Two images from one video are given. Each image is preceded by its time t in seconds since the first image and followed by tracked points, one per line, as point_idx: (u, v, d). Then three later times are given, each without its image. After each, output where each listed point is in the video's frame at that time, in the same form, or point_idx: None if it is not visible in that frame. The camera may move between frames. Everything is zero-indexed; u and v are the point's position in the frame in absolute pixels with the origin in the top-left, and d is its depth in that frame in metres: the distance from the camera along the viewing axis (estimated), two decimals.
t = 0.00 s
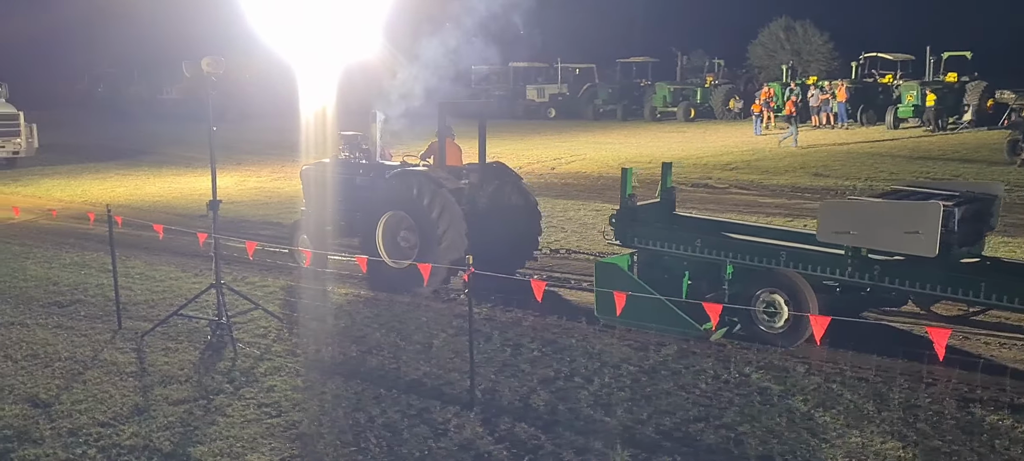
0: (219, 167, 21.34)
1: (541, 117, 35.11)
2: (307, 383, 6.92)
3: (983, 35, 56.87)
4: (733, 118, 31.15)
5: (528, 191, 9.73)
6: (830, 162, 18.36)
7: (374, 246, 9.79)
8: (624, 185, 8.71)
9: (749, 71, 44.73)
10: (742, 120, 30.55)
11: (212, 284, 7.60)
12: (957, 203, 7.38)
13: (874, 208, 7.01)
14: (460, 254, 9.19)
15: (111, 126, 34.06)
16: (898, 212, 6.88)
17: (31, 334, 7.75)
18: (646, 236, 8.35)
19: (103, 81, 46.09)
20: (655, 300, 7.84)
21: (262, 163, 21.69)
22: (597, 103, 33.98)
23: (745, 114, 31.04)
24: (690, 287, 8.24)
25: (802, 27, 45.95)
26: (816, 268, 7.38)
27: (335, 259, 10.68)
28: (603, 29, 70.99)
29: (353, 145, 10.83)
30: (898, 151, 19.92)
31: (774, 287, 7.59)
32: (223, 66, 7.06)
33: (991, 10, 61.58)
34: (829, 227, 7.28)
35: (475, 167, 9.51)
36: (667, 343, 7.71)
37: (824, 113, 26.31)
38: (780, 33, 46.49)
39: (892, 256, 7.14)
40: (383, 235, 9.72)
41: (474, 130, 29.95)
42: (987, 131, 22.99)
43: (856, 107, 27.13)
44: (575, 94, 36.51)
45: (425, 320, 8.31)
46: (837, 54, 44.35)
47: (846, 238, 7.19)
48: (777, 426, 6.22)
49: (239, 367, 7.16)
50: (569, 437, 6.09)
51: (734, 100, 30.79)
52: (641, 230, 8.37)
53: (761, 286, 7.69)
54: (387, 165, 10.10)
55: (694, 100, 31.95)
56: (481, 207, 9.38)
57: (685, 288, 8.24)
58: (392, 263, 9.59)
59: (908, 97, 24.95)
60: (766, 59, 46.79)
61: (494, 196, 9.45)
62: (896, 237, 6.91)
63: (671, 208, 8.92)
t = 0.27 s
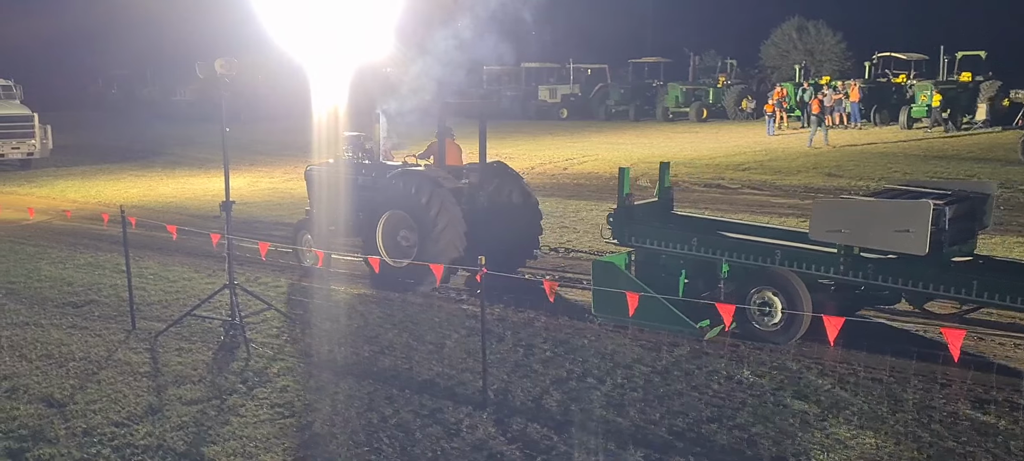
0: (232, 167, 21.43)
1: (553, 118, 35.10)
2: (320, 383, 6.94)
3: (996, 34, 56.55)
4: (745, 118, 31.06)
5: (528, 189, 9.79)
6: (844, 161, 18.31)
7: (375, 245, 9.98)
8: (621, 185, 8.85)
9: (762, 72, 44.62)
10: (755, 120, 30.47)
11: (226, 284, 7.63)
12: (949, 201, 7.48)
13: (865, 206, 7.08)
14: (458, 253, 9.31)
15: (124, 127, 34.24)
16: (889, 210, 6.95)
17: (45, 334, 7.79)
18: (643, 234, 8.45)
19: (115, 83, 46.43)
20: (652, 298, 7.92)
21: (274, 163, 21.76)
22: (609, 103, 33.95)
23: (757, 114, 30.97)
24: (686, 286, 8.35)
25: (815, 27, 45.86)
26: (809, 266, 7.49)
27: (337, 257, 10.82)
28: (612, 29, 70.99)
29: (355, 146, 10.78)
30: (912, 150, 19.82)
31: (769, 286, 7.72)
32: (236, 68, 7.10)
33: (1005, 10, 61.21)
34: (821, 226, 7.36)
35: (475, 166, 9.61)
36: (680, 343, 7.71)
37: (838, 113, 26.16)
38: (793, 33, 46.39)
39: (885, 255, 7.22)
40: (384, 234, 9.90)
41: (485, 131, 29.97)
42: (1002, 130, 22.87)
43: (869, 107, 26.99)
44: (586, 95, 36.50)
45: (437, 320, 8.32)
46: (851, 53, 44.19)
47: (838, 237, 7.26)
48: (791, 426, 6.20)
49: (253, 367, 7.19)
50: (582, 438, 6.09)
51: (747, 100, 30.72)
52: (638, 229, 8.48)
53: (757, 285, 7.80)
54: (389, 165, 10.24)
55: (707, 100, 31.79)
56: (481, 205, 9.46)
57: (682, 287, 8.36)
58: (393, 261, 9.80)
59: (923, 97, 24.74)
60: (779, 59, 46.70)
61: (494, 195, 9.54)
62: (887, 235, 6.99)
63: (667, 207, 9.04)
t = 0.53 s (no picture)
0: (242, 167, 21.43)
1: (563, 117, 35.00)
2: (330, 384, 6.89)
3: (1009, 32, 56.09)
4: (757, 117, 30.91)
5: (527, 188, 9.67)
6: (856, 160, 18.20)
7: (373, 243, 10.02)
8: (618, 183, 8.87)
9: (774, 70, 44.41)
10: (767, 120, 30.33)
11: (235, 284, 7.60)
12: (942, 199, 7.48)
13: (858, 204, 7.19)
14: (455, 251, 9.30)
15: (135, 127, 34.29)
16: (882, 208, 7.07)
17: (55, 334, 7.77)
18: (640, 233, 8.51)
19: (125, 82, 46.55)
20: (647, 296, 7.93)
21: (285, 163, 21.73)
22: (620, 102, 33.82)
23: (769, 113, 30.81)
24: (683, 284, 8.40)
25: (827, 26, 45.63)
26: (803, 265, 7.54)
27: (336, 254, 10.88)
28: (620, 29, 70.88)
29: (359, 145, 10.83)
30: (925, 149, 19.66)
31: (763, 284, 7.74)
32: (245, 66, 7.04)
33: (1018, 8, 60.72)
34: (814, 223, 7.44)
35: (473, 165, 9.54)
36: (692, 344, 7.65)
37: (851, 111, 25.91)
38: (806, 32, 46.17)
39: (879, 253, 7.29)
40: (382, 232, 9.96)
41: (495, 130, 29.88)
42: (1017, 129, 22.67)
43: (883, 106, 26.75)
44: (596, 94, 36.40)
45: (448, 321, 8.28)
46: (864, 52, 43.95)
47: (831, 234, 7.35)
48: (805, 428, 6.13)
49: (262, 367, 7.15)
50: (594, 439, 6.03)
51: (759, 99, 30.54)
52: (635, 228, 8.54)
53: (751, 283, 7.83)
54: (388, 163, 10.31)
55: (718, 99, 31.67)
56: (479, 203, 9.40)
57: (678, 285, 8.42)
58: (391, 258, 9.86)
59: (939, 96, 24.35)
60: (792, 57, 46.48)
61: (494, 194, 9.46)
62: (879, 233, 7.10)
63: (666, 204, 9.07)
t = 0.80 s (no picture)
0: (244, 167, 21.48)
1: (566, 118, 35.00)
2: (333, 385, 6.90)
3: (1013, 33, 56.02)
4: (761, 118, 30.87)
5: (520, 189, 10.00)
6: (860, 161, 18.18)
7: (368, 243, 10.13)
8: (608, 183, 8.88)
9: (778, 71, 44.40)
10: (771, 121, 30.31)
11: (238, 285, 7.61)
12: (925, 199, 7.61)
13: (841, 204, 7.22)
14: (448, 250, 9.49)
15: (137, 128, 34.36)
16: (864, 207, 7.09)
17: (58, 335, 7.78)
18: (630, 233, 8.50)
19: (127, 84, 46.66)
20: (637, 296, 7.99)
21: (288, 164, 21.78)
22: (623, 103, 33.78)
23: (773, 114, 30.79)
24: (671, 283, 8.42)
25: (831, 26, 45.61)
26: (789, 264, 7.55)
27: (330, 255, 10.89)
28: (622, 30, 70.90)
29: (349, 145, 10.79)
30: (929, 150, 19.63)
31: (752, 283, 7.81)
32: (248, 68, 7.04)
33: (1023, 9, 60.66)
34: (798, 223, 7.49)
35: (465, 166, 9.77)
36: (695, 345, 7.64)
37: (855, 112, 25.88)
38: (810, 32, 46.18)
39: (863, 251, 7.32)
40: (375, 232, 10.04)
41: (498, 131, 29.90)
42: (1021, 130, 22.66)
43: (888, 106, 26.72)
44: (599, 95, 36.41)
45: (450, 321, 8.28)
46: (867, 53, 43.94)
47: (814, 234, 7.39)
48: (808, 429, 6.12)
49: (265, 368, 7.16)
50: (596, 440, 6.04)
51: (763, 100, 30.51)
52: (624, 227, 8.53)
53: (740, 281, 7.89)
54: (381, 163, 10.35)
55: (722, 100, 31.68)
56: (472, 204, 9.66)
57: (666, 284, 8.43)
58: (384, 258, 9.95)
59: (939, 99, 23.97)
60: (796, 58, 46.47)
61: (486, 194, 9.73)
62: (862, 232, 7.12)
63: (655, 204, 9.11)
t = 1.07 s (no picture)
0: (254, 168, 21.56)
1: (574, 119, 35.01)
2: (342, 386, 6.91)
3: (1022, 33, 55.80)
4: (769, 118, 30.81)
5: (519, 188, 10.04)
6: (869, 162, 18.14)
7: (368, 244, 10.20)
8: (603, 183, 8.86)
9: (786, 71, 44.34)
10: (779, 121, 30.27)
11: (247, 286, 7.63)
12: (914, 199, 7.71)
13: (831, 204, 7.28)
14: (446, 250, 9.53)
15: (146, 129, 34.52)
16: (855, 207, 7.15)
17: (68, 335, 7.80)
18: (625, 232, 8.48)
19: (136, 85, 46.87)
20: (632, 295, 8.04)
21: (296, 165, 21.86)
22: (632, 104, 33.75)
23: (781, 114, 30.72)
24: (666, 282, 8.39)
25: (840, 26, 45.52)
26: (782, 263, 7.56)
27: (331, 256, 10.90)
28: (629, 30, 70.89)
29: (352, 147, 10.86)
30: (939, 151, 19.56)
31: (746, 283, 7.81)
32: (257, 69, 7.05)
33: None
34: (790, 223, 7.55)
35: (464, 166, 9.77)
36: (703, 346, 7.63)
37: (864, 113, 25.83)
38: (819, 33, 46.11)
39: (855, 251, 7.37)
40: (375, 233, 10.09)
41: (506, 132, 29.95)
42: None
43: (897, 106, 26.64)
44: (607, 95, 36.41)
45: (459, 322, 8.29)
46: (876, 53, 43.84)
47: (805, 233, 7.45)
48: (816, 430, 6.11)
49: (274, 369, 7.17)
50: (605, 441, 6.04)
51: (772, 101, 30.46)
52: (620, 227, 8.51)
53: (734, 281, 7.89)
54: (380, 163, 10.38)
55: (730, 101, 31.66)
56: (472, 203, 9.69)
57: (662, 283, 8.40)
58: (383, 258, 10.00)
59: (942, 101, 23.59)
60: (804, 59, 46.40)
61: (485, 195, 9.76)
62: (852, 232, 7.19)
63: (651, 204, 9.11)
